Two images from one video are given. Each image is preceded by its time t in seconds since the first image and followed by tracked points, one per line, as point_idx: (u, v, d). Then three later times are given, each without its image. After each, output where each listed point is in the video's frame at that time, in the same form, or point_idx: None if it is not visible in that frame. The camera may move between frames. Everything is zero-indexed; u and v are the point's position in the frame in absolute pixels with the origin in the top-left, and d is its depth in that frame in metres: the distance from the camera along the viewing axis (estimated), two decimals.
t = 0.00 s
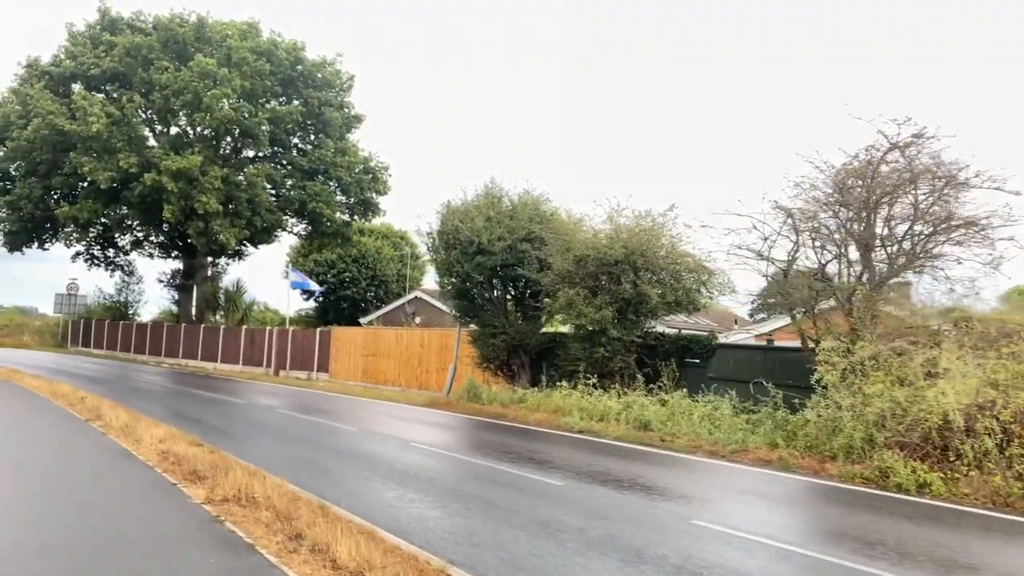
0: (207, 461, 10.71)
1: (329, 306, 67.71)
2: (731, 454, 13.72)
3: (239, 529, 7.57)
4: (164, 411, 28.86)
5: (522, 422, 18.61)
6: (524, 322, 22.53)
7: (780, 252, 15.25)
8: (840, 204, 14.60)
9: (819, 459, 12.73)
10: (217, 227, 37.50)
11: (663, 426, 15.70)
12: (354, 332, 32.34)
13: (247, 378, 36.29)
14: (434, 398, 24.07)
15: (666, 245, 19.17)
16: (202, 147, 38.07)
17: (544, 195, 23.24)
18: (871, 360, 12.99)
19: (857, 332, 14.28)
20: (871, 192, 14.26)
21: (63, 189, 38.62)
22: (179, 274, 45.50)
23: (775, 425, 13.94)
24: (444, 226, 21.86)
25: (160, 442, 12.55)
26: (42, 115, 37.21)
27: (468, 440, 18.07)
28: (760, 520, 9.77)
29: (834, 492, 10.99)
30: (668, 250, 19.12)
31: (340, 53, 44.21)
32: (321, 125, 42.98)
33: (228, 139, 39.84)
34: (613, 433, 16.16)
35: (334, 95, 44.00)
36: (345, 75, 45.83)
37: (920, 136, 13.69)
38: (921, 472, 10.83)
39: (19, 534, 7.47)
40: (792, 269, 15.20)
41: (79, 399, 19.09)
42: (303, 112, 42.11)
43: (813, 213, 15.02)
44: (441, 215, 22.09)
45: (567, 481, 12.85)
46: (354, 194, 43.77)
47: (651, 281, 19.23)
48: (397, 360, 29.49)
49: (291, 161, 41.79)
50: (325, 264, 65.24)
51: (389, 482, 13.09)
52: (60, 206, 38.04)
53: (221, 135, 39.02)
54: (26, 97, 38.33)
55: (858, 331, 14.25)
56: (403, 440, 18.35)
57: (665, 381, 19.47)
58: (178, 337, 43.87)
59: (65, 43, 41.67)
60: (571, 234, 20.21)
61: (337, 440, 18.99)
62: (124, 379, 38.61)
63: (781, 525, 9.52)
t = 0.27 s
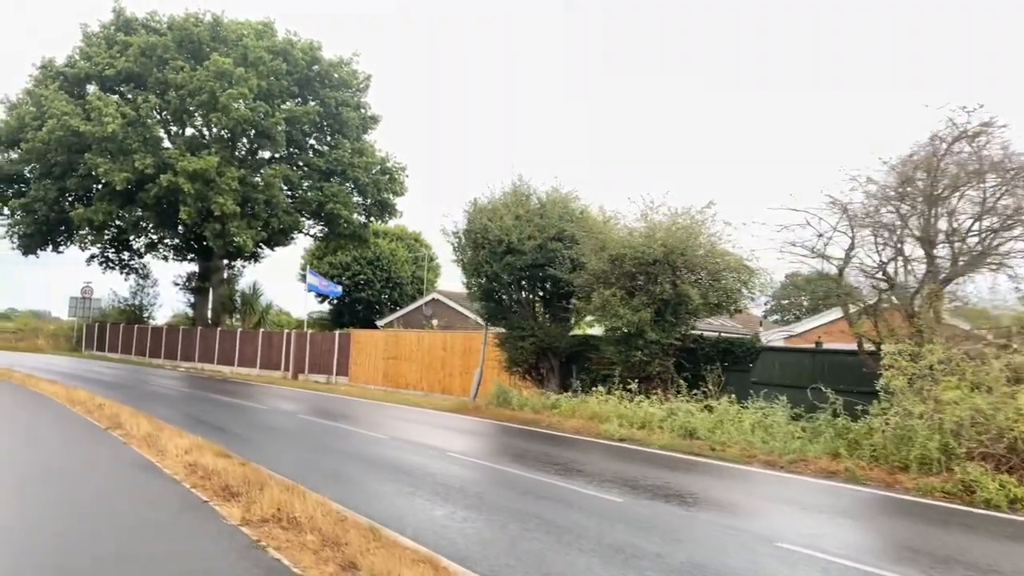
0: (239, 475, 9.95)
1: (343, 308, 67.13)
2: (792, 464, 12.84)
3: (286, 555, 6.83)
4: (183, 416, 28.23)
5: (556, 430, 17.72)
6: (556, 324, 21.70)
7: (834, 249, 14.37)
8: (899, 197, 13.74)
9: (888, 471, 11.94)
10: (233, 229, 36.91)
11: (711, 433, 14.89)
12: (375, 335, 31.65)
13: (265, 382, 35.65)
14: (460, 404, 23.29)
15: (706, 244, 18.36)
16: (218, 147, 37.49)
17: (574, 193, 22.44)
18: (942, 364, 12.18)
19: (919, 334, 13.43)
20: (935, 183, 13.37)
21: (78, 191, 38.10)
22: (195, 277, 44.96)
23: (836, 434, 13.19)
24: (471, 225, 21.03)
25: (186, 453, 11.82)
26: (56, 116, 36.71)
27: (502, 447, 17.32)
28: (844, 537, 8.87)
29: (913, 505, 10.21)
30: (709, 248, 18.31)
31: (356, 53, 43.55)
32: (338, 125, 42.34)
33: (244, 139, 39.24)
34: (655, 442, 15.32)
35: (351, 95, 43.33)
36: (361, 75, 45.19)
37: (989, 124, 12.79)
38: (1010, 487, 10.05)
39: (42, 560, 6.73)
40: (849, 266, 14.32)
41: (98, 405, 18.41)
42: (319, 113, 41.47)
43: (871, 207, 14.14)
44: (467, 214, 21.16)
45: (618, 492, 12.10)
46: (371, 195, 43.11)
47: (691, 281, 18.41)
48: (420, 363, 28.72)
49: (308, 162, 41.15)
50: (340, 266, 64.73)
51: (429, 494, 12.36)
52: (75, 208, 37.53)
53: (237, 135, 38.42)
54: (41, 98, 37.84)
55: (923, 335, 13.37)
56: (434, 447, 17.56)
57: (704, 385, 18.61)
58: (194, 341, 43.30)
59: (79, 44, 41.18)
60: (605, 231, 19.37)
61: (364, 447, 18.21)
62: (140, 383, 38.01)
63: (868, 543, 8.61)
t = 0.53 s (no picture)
0: (272, 491, 9.11)
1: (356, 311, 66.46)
2: (859, 476, 11.92)
3: None
4: (198, 421, 27.47)
5: (594, 437, 16.83)
6: (587, 327, 20.85)
7: (897, 249, 13.41)
8: (971, 190, 12.75)
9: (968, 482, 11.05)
10: (248, 230, 36.22)
11: (764, 442, 14.04)
12: (394, 339, 30.88)
13: (280, 387, 34.89)
14: (485, 409, 22.44)
15: (750, 243, 17.48)
16: (231, 147, 36.78)
17: (605, 190, 21.59)
18: None
19: (993, 338, 12.47)
20: (1008, 176, 12.42)
21: (90, 192, 37.42)
22: (207, 279, 44.29)
23: (905, 443, 12.33)
24: (499, 223, 20.15)
25: (211, 466, 10.97)
26: (67, 116, 36.04)
27: (537, 454, 16.48)
28: (947, 562, 7.93)
29: (1008, 523, 9.36)
30: (753, 247, 17.43)
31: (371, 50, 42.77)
32: (353, 124, 41.60)
33: (257, 138, 38.52)
34: (705, 449, 14.51)
35: (366, 93, 42.56)
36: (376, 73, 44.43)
37: None
38: None
39: None
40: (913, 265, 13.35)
41: (113, 413, 17.58)
42: (334, 111, 40.73)
43: (939, 202, 13.16)
44: (495, 212, 20.31)
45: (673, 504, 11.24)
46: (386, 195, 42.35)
47: (735, 281, 17.51)
48: (442, 367, 27.91)
49: (323, 162, 40.41)
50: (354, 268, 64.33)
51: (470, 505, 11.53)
52: (87, 210, 36.87)
53: (251, 134, 37.72)
54: (51, 97, 37.17)
55: (997, 336, 12.43)
56: (465, 455, 16.71)
57: (748, 390, 17.76)
58: (207, 345, 42.59)
59: (90, 42, 40.55)
60: (642, 229, 18.50)
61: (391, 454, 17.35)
62: (153, 388, 37.29)
63: (977, 571, 7.68)
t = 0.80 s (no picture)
0: (306, 506, 8.31)
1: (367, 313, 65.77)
2: (930, 488, 11.01)
3: None
4: (212, 425, 26.75)
5: (631, 443, 15.86)
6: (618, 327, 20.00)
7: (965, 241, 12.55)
8: None
9: None
10: (261, 229, 35.52)
11: (819, 450, 13.16)
12: (412, 340, 30.07)
13: (295, 390, 34.15)
14: (511, 413, 21.60)
15: (795, 238, 16.59)
16: (245, 144, 36.10)
17: (636, 185, 20.74)
18: None
19: None
20: None
21: (101, 191, 36.79)
22: (220, 280, 43.65)
23: (978, 452, 11.45)
24: (527, 219, 19.24)
25: (235, 477, 10.17)
26: (78, 114, 35.41)
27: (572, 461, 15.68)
28: None
29: None
30: (798, 243, 16.53)
31: (385, 47, 42.05)
32: (367, 122, 40.86)
33: (271, 136, 37.79)
34: (754, 457, 13.65)
35: (380, 91, 41.84)
36: (390, 71, 43.72)
37: None
38: None
39: None
40: (982, 259, 12.49)
41: (127, 418, 16.83)
42: (348, 109, 40.01)
43: (1010, 192, 12.30)
44: (523, 207, 19.40)
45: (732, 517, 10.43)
46: (401, 194, 41.62)
47: (779, 278, 16.59)
48: (462, 369, 27.10)
49: (337, 160, 39.66)
50: (364, 269, 64.03)
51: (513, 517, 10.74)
52: (98, 209, 36.24)
53: (264, 131, 36.99)
54: (62, 95, 36.54)
55: None
56: (496, 461, 15.91)
57: (792, 394, 16.86)
58: (219, 347, 41.91)
59: (100, 40, 39.95)
60: (680, 224, 17.65)
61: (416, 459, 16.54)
62: (164, 390, 36.60)
63: None
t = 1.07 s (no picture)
0: (345, 528, 7.52)
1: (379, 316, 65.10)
2: (1014, 503, 10.13)
3: None
4: (227, 431, 26.04)
5: (672, 452, 15.02)
6: (651, 329, 19.16)
7: None
8: None
9: None
10: (275, 230, 34.84)
11: (879, 460, 12.32)
12: (431, 342, 29.29)
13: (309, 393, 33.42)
14: (537, 419, 20.78)
15: (843, 234, 15.73)
16: (258, 144, 35.43)
17: (669, 181, 19.90)
18: None
19: None
20: None
21: (111, 192, 36.15)
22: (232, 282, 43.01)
23: None
24: (556, 214, 18.38)
25: (262, 491, 9.41)
26: (89, 113, 34.78)
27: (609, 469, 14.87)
28: None
29: None
30: (847, 239, 15.67)
31: (399, 45, 41.30)
32: (381, 121, 40.12)
33: (284, 135, 37.09)
34: (809, 466, 12.81)
35: (395, 89, 41.10)
36: (404, 69, 42.99)
37: None
38: None
39: None
40: None
41: (142, 425, 16.09)
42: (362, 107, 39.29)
43: None
44: (552, 204, 18.56)
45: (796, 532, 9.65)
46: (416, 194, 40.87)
47: (826, 277, 15.71)
48: (483, 373, 26.30)
49: (351, 160, 38.93)
50: (376, 270, 63.58)
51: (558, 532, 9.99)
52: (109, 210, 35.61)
53: (278, 130, 36.29)
54: (72, 94, 35.92)
55: None
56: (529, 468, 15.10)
57: (840, 399, 15.97)
58: (231, 349, 41.24)
59: (111, 38, 39.34)
60: (720, 219, 16.82)
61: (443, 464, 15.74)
62: (176, 394, 35.92)
63: None
